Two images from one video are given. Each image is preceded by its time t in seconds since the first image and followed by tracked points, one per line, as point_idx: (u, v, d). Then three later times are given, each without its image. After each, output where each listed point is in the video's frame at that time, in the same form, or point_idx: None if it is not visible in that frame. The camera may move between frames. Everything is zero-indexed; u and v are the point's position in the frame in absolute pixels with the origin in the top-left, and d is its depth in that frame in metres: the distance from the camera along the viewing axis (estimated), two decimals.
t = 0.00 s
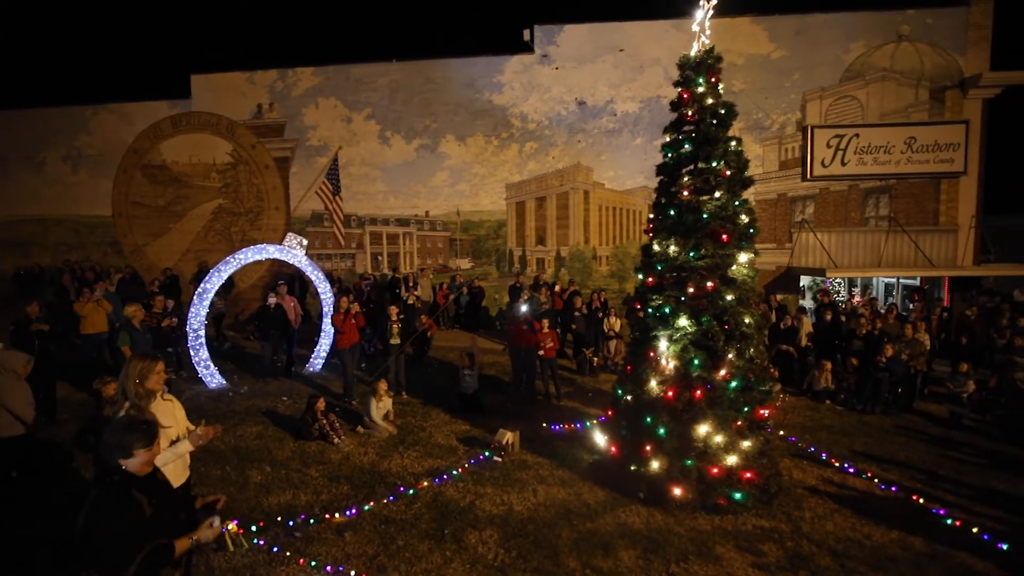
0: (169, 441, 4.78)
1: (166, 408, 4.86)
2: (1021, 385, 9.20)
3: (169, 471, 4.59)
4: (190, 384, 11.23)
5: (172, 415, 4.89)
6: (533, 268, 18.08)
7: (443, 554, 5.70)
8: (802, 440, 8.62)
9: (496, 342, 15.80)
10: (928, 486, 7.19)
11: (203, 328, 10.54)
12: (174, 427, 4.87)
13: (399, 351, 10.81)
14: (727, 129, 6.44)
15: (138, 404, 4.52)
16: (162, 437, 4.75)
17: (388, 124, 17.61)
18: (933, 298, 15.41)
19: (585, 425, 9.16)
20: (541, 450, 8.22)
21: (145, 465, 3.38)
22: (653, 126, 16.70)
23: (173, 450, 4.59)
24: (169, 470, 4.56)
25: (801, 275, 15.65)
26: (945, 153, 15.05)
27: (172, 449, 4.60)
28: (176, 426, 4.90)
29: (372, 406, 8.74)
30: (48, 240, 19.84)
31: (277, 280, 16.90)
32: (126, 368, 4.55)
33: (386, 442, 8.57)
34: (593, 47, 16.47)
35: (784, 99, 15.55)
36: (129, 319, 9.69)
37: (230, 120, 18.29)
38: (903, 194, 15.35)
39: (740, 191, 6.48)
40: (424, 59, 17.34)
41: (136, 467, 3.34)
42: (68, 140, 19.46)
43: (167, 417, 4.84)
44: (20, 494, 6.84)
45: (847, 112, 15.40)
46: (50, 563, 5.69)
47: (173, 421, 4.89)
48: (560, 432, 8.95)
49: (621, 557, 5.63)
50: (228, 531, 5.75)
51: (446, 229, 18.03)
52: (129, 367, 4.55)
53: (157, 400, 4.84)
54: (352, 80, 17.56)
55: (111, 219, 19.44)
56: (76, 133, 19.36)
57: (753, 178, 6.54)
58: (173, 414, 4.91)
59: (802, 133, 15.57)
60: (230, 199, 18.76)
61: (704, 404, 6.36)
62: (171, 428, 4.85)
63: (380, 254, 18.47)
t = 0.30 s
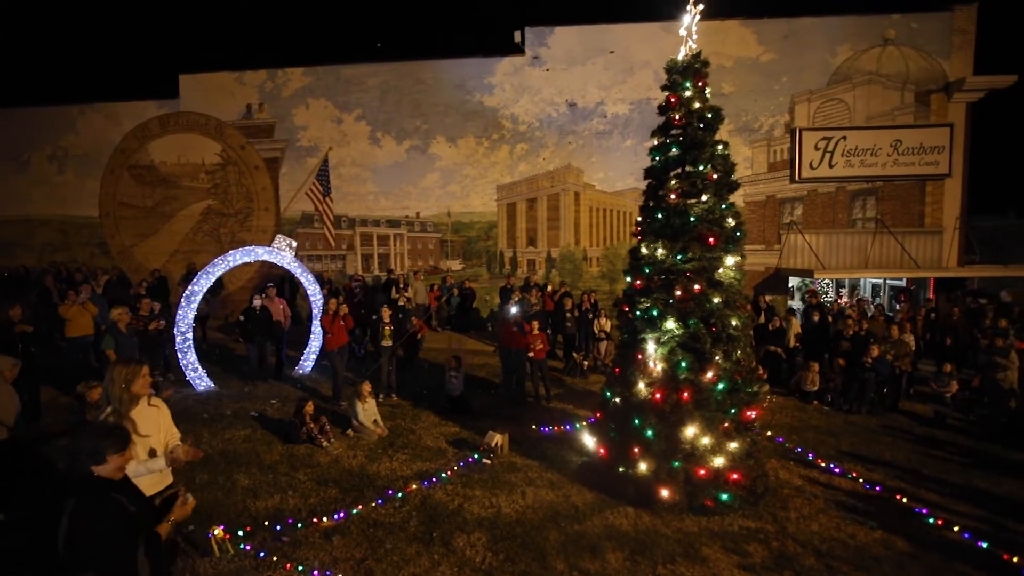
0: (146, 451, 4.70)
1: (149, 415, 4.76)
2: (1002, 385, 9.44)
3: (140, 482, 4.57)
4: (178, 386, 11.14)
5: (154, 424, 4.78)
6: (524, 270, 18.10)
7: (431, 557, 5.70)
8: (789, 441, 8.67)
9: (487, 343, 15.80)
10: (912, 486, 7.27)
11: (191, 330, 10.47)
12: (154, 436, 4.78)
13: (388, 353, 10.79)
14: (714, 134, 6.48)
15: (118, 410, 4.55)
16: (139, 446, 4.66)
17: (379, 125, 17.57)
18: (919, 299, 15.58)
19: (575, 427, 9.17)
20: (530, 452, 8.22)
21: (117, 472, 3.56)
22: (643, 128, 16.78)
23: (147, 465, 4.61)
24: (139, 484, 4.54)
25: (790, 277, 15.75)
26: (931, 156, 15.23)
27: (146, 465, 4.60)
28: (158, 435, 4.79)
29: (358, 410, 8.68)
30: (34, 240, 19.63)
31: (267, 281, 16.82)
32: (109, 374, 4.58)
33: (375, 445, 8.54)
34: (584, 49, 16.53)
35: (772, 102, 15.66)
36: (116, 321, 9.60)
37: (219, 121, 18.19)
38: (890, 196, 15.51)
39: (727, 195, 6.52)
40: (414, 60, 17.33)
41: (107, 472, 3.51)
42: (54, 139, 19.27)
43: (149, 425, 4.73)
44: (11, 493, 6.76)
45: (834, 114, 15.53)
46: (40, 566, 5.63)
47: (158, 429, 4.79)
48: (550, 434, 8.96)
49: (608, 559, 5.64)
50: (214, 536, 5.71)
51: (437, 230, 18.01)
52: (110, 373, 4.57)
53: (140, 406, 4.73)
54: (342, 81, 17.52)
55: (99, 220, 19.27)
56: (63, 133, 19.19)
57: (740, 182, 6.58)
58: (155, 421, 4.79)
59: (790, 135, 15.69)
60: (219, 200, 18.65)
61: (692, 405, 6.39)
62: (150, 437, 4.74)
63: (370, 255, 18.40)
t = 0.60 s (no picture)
0: (127, 458, 4.62)
1: (130, 422, 4.67)
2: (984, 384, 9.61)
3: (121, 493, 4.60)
4: (165, 390, 11.05)
5: (136, 431, 4.70)
6: (515, 271, 18.12)
7: (419, 560, 5.69)
8: (776, 442, 8.73)
9: (478, 344, 15.79)
10: (896, 485, 7.35)
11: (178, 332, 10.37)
12: (135, 443, 4.69)
13: (377, 356, 10.78)
14: (701, 137, 6.52)
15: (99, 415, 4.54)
16: (119, 453, 4.58)
17: (369, 126, 17.53)
18: (905, 299, 15.75)
19: (564, 428, 9.19)
20: (519, 454, 8.23)
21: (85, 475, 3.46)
22: (633, 129, 16.85)
23: (126, 475, 4.57)
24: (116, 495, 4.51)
25: (778, 277, 15.86)
26: (916, 158, 15.40)
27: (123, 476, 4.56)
28: (139, 442, 4.70)
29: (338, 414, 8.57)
30: (19, 241, 19.40)
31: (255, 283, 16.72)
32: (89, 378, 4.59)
33: (364, 448, 8.51)
34: (574, 51, 16.58)
35: (761, 104, 15.77)
36: (102, 324, 9.49)
37: (208, 121, 18.06)
38: (877, 198, 15.67)
39: (714, 198, 6.56)
40: (404, 60, 17.30)
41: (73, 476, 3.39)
42: (39, 139, 19.06)
43: (129, 431, 4.65)
44: None
45: (822, 117, 15.65)
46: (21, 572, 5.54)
47: (138, 435, 4.72)
48: (539, 435, 8.98)
49: (595, 561, 5.66)
50: (200, 541, 5.66)
51: (428, 231, 17.99)
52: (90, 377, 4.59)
53: (121, 412, 4.64)
54: (333, 81, 17.46)
55: (85, 221, 19.08)
56: (48, 132, 18.99)
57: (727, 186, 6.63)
58: (137, 428, 4.70)
59: (779, 138, 15.80)
60: (208, 201, 18.53)
61: (679, 407, 6.42)
62: (131, 444, 4.65)
63: (360, 256, 18.33)
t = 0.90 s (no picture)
0: (99, 469, 4.20)
1: (107, 432, 4.27)
2: (966, 384, 9.74)
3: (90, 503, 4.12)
4: (152, 393, 10.95)
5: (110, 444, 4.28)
6: (505, 272, 18.13)
7: (406, 564, 5.70)
8: (763, 442, 8.79)
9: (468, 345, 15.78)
10: (880, 485, 7.42)
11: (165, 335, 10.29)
12: (109, 454, 4.28)
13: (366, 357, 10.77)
14: (688, 141, 6.55)
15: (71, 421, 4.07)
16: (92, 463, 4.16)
17: (359, 127, 17.48)
18: (892, 300, 15.91)
19: (553, 430, 9.21)
20: (508, 457, 8.23)
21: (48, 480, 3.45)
22: (623, 131, 16.92)
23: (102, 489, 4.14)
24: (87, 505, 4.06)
25: (767, 279, 15.97)
26: (902, 160, 15.57)
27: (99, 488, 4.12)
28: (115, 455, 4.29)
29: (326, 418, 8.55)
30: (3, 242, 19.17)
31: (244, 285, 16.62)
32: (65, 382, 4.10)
33: (354, 451, 8.48)
34: (565, 52, 16.62)
35: (749, 107, 15.88)
36: (88, 327, 9.40)
37: (196, 121, 17.94)
38: (864, 199, 15.82)
39: (700, 202, 6.60)
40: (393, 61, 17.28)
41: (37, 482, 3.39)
42: (24, 138, 18.85)
43: (104, 442, 4.23)
44: None
45: (809, 119, 15.78)
46: None
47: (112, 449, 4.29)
48: (528, 437, 9.00)
49: (582, 563, 5.68)
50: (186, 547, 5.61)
51: (418, 232, 17.95)
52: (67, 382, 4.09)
53: (99, 421, 4.24)
54: (322, 82, 17.39)
55: (71, 221, 18.89)
56: (34, 132, 18.80)
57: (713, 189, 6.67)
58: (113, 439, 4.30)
59: (767, 140, 15.91)
60: (196, 202, 18.40)
61: (666, 409, 6.46)
62: (105, 454, 4.23)
63: (351, 257, 18.26)
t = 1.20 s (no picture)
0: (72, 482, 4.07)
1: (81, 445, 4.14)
2: (949, 385, 9.86)
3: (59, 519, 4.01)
4: (137, 396, 10.84)
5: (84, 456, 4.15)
6: (495, 273, 18.13)
7: (393, 568, 5.68)
8: (750, 444, 8.85)
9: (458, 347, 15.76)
10: (864, 485, 7.49)
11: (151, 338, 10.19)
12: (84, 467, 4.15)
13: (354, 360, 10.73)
14: (674, 146, 6.59)
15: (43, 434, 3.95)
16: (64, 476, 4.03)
17: (348, 128, 17.43)
18: (878, 301, 16.06)
19: (542, 433, 9.22)
20: (496, 459, 8.23)
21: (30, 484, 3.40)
22: (612, 133, 16.99)
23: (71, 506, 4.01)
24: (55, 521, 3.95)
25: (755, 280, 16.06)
26: (887, 163, 15.74)
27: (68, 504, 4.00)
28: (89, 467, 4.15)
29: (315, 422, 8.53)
30: None
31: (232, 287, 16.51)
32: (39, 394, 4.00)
33: (341, 455, 8.45)
34: (555, 55, 16.68)
35: (738, 110, 15.98)
36: (73, 329, 9.29)
37: (184, 121, 17.81)
38: (850, 202, 15.98)
39: (686, 206, 6.64)
40: (383, 62, 17.25)
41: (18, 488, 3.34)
42: (8, 138, 18.64)
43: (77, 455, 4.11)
44: None
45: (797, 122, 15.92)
46: None
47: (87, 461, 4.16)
48: (516, 439, 9.00)
49: (569, 566, 5.69)
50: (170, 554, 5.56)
51: (408, 234, 17.91)
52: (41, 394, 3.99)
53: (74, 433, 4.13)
54: (312, 83, 17.33)
55: (56, 222, 18.69)
56: (18, 131, 18.58)
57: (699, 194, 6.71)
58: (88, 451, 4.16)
59: (755, 142, 16.01)
60: (184, 203, 18.26)
61: (652, 412, 6.49)
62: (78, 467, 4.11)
63: (340, 259, 18.18)
